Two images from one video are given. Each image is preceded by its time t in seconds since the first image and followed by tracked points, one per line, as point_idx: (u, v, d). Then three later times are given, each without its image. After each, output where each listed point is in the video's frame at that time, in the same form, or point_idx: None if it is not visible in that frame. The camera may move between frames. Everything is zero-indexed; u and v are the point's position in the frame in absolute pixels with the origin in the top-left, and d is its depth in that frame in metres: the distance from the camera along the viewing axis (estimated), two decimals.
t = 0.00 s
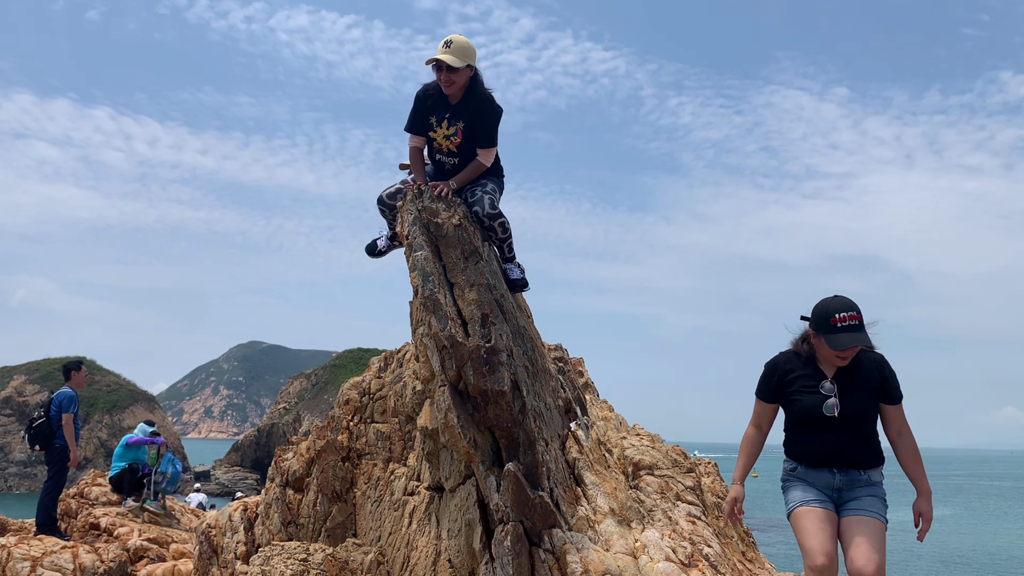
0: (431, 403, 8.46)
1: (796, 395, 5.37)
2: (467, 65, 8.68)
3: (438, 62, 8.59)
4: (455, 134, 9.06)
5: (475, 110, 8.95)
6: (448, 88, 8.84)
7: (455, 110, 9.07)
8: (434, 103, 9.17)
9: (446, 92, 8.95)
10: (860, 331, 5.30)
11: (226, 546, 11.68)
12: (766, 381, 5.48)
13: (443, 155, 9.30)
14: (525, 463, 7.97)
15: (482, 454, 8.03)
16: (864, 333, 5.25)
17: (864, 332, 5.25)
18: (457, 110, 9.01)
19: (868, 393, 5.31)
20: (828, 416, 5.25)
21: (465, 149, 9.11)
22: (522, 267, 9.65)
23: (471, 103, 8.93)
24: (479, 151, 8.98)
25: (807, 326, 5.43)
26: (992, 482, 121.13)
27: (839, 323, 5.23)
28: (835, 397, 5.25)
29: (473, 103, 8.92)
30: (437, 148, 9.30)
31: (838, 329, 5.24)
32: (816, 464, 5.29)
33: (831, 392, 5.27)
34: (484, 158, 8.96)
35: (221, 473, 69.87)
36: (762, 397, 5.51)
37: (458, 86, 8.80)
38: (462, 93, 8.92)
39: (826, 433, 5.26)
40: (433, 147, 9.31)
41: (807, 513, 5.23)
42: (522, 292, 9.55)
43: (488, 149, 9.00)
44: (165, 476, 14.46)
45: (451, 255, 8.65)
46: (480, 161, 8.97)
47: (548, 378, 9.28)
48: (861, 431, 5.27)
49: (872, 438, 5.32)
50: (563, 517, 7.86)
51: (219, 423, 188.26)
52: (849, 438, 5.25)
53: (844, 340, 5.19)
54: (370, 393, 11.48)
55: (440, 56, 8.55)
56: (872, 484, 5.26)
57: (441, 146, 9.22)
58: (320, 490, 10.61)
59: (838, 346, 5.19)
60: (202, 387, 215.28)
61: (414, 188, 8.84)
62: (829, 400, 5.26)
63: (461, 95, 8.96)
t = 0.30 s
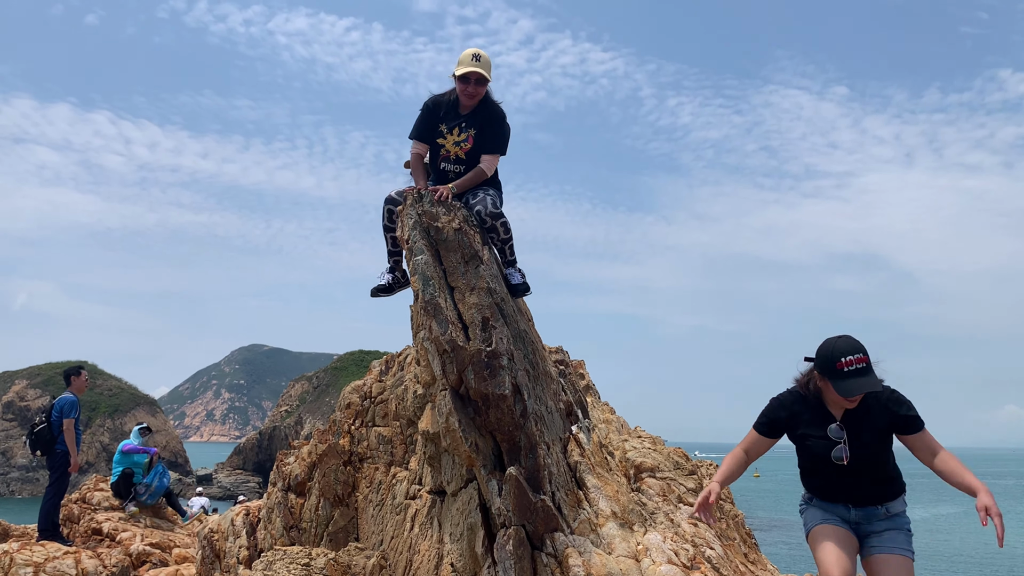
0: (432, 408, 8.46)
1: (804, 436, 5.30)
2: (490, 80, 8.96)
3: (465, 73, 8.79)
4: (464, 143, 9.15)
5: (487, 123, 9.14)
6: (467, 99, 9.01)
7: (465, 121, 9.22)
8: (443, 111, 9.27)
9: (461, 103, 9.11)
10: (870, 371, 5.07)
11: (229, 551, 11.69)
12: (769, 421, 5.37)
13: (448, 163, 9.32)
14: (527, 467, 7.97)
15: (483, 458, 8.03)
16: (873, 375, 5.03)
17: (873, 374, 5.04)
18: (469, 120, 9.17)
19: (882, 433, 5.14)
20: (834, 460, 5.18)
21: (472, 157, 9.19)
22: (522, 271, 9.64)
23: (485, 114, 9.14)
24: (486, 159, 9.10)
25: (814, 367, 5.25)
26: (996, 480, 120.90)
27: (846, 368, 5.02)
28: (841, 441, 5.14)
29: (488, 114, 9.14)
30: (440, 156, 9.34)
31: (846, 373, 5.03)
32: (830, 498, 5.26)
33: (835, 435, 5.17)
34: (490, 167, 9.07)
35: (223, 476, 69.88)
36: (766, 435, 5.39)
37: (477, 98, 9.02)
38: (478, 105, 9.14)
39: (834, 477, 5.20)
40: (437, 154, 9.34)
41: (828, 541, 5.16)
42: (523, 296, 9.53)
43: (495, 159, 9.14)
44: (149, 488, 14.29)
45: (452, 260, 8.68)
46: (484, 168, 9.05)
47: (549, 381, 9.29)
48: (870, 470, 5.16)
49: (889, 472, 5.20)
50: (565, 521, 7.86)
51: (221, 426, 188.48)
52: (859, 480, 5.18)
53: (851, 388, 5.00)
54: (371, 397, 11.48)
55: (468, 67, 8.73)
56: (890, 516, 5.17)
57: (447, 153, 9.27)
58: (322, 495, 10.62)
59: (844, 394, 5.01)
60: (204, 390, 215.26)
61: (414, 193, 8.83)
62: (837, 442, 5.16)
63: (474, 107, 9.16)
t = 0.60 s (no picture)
0: (433, 420, 8.46)
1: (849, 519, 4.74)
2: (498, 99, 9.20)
3: (476, 87, 9.02)
4: (467, 154, 9.24)
5: (491, 137, 9.23)
6: (476, 114, 9.23)
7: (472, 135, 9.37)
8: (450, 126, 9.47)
9: (469, 118, 9.33)
10: (925, 466, 4.39)
11: (230, 565, 11.65)
12: (805, 498, 4.82)
13: (451, 173, 9.36)
14: (527, 479, 7.96)
15: (484, 470, 8.02)
16: (928, 473, 4.36)
17: (929, 471, 4.37)
18: (474, 134, 9.31)
19: (938, 531, 4.50)
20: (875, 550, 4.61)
21: (473, 167, 9.23)
22: (522, 283, 9.64)
23: (491, 129, 9.25)
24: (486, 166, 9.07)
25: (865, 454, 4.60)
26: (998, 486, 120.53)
27: (901, 464, 4.36)
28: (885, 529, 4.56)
29: (493, 130, 9.25)
30: (444, 168, 9.40)
31: (899, 470, 4.37)
32: None
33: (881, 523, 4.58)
34: (488, 174, 9.00)
35: (224, 489, 69.70)
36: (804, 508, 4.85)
37: (485, 115, 9.23)
38: (484, 122, 9.30)
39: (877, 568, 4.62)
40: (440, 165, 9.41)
41: None
42: (523, 308, 9.54)
43: (494, 169, 9.11)
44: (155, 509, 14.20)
45: (451, 271, 8.70)
46: (482, 175, 8.97)
47: (550, 392, 9.29)
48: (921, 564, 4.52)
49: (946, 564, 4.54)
50: (566, 533, 7.85)
51: (221, 439, 188.10)
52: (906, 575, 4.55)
53: (904, 487, 4.35)
54: (371, 409, 11.46)
55: (479, 81, 8.96)
56: None
57: (450, 163, 9.35)
58: (324, 507, 10.61)
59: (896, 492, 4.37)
60: (204, 402, 215.00)
61: (413, 205, 8.83)
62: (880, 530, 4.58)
63: (480, 124, 9.32)
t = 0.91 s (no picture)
0: (435, 433, 8.45)
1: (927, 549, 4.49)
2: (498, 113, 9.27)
3: (477, 102, 9.09)
4: (468, 168, 9.28)
5: (492, 152, 9.27)
6: (477, 128, 9.28)
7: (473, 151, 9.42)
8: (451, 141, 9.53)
9: (471, 133, 9.39)
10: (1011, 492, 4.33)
11: None
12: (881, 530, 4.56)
13: (453, 188, 9.39)
14: (530, 493, 7.94)
15: (487, 484, 8.00)
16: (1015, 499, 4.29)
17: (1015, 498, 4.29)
18: (475, 149, 9.36)
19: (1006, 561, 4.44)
20: None
21: (474, 181, 9.25)
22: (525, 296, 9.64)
23: (492, 143, 9.31)
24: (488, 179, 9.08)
25: (947, 479, 4.45)
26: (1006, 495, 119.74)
27: (988, 490, 4.25)
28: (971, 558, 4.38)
29: (494, 144, 9.30)
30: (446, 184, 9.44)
31: (986, 496, 4.27)
32: None
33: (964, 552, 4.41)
34: (489, 185, 9.00)
35: (227, 503, 69.48)
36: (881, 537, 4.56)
37: (486, 130, 9.29)
38: (485, 137, 9.36)
39: None
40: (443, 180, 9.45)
41: None
42: (525, 320, 9.53)
43: (496, 181, 9.11)
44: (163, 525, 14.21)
45: (453, 284, 8.72)
46: (484, 187, 8.97)
47: (553, 405, 9.28)
48: None
49: None
50: (570, 546, 7.81)
51: (223, 452, 188.04)
52: None
53: (992, 515, 4.23)
54: (374, 423, 11.43)
55: (480, 96, 9.04)
56: None
57: (452, 177, 9.38)
58: (326, 522, 10.58)
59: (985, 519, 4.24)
60: (207, 416, 214.72)
61: (414, 218, 8.83)
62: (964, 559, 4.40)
63: (481, 139, 9.38)
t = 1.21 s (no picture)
0: (442, 447, 8.45)
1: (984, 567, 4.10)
2: (504, 125, 9.29)
3: (484, 116, 9.11)
4: (475, 182, 9.31)
5: (498, 164, 9.29)
6: (483, 142, 9.32)
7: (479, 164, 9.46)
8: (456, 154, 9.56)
9: (476, 146, 9.42)
10: None
11: None
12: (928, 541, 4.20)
13: (459, 201, 9.43)
14: (538, 506, 7.93)
15: (494, 498, 8.00)
16: None
17: None
18: (481, 163, 9.40)
19: None
20: None
21: (480, 194, 9.29)
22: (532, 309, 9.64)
23: (497, 156, 9.34)
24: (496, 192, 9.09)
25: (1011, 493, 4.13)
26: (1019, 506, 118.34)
27: None
28: None
29: (499, 157, 9.34)
30: (453, 197, 9.47)
31: None
32: None
33: None
34: (498, 198, 9.00)
35: (234, 514, 69.42)
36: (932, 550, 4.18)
37: (491, 143, 9.32)
38: (491, 149, 9.38)
39: None
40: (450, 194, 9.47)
41: None
42: (531, 333, 9.54)
43: (504, 194, 9.12)
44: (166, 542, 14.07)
45: (460, 297, 8.75)
46: (495, 201, 8.97)
47: (560, 418, 9.28)
48: None
49: None
50: (578, 560, 7.79)
51: (230, 463, 188.33)
52: None
53: None
54: (381, 435, 11.43)
55: (485, 110, 9.06)
56: None
57: (459, 191, 9.41)
58: (333, 534, 10.57)
59: None
60: (214, 427, 214.80)
61: (421, 232, 8.87)
62: None
63: (487, 152, 9.42)
